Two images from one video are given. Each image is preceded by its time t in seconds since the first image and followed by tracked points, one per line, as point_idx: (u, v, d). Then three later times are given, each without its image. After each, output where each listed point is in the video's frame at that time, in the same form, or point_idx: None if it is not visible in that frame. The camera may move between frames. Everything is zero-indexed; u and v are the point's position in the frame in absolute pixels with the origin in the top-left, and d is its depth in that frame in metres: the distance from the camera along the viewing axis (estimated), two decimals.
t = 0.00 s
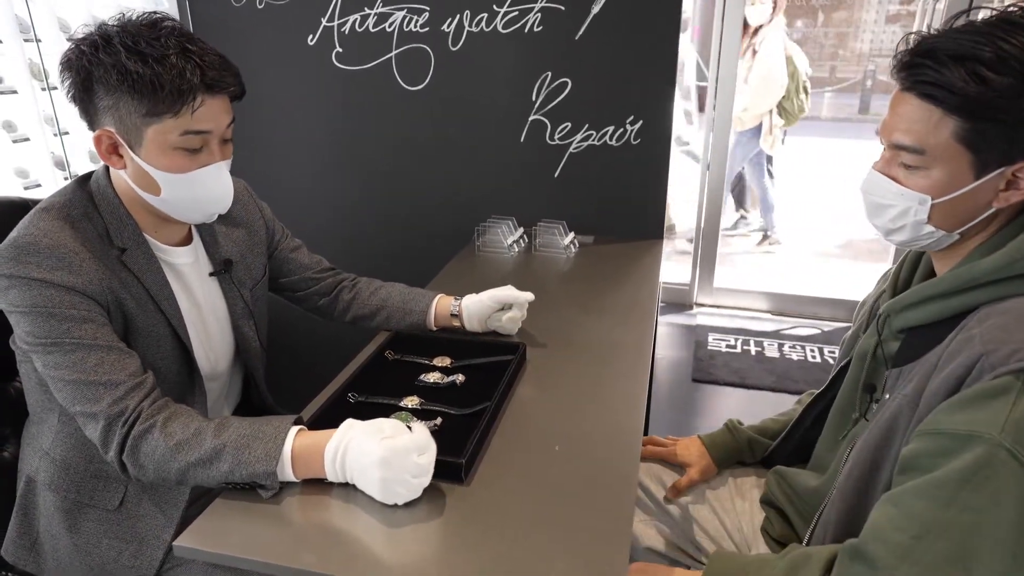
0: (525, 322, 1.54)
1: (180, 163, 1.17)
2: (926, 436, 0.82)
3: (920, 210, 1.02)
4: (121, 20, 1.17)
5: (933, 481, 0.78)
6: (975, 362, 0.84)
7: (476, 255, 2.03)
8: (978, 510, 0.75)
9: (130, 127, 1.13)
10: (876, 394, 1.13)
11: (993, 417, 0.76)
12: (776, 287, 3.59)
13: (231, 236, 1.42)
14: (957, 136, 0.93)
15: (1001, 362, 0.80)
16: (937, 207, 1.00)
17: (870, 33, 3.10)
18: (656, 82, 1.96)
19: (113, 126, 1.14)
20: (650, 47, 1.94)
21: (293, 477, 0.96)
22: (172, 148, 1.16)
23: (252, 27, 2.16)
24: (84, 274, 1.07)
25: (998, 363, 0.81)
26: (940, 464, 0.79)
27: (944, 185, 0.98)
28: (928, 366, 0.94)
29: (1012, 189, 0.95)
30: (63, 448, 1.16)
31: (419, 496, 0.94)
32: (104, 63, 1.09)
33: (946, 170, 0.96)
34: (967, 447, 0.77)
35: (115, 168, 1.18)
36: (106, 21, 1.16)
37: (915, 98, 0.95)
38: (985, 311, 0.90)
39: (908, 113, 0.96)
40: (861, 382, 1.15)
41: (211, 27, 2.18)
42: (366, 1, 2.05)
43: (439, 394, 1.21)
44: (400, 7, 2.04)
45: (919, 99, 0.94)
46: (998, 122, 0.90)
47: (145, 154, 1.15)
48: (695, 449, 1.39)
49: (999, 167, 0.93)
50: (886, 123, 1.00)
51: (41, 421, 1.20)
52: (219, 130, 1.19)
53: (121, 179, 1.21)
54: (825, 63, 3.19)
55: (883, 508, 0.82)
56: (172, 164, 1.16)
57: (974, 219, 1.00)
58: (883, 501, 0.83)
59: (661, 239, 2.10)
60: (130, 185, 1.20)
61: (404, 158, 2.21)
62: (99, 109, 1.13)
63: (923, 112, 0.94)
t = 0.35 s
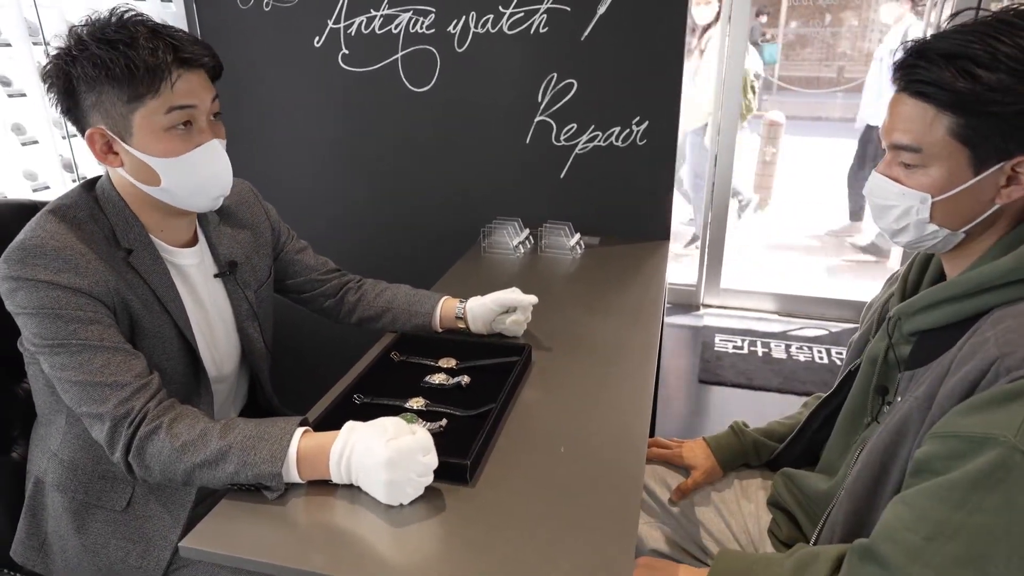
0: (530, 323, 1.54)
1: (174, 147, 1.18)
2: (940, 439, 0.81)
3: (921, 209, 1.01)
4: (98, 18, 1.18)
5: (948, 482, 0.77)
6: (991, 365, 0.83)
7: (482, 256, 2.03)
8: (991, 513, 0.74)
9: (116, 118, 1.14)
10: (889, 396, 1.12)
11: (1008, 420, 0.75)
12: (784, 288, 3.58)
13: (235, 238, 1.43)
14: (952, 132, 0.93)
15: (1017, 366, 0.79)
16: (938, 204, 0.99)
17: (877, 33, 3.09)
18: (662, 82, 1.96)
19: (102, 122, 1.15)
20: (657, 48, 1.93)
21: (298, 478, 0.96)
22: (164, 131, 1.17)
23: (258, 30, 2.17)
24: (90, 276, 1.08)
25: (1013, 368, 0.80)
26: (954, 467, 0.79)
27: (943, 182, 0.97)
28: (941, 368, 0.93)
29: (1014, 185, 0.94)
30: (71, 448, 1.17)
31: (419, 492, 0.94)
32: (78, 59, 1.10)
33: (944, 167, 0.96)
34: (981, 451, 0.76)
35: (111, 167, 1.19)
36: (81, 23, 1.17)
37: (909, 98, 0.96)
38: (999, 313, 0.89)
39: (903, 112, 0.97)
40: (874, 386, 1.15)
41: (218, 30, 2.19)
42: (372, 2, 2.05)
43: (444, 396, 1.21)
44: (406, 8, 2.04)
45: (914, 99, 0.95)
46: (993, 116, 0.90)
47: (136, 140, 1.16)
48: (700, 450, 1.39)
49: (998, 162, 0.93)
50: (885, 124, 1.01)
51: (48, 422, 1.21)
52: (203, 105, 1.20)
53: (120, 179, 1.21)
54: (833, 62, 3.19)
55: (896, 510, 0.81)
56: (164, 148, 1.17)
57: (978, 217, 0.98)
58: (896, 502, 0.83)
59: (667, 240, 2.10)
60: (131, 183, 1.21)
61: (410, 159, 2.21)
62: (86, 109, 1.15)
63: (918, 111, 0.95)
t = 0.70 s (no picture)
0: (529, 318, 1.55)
1: (168, 143, 1.19)
2: (931, 439, 0.81)
3: (903, 214, 1.01)
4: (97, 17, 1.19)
5: (940, 483, 0.77)
6: (980, 365, 0.83)
7: (483, 252, 2.03)
8: (983, 514, 0.75)
9: (110, 115, 1.15)
10: (884, 396, 1.12)
11: (997, 421, 0.75)
12: (786, 284, 3.58)
13: (237, 235, 1.43)
14: (920, 138, 0.93)
15: (1007, 365, 0.79)
16: (918, 208, 1.00)
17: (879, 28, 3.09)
18: (663, 79, 1.96)
19: (98, 120, 1.16)
20: (657, 44, 1.93)
21: (298, 474, 0.97)
22: (157, 129, 1.17)
23: (259, 27, 2.17)
24: (91, 273, 1.09)
25: (1003, 367, 0.79)
26: (946, 467, 0.79)
27: (920, 189, 0.98)
28: (932, 367, 0.93)
29: (990, 183, 0.94)
30: (73, 445, 1.18)
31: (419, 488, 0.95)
32: (74, 58, 1.11)
33: (920, 173, 0.96)
34: (972, 451, 0.76)
35: (108, 165, 1.20)
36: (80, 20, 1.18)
37: (875, 108, 0.96)
38: (991, 312, 0.89)
39: (873, 122, 0.97)
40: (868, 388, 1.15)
41: (219, 27, 2.20)
42: None
43: (443, 392, 1.22)
44: (406, 5, 2.04)
45: (881, 109, 0.95)
46: (957, 121, 0.90)
47: (132, 140, 1.17)
48: (699, 445, 1.39)
49: (971, 163, 0.93)
50: (858, 135, 1.01)
51: (51, 418, 1.21)
52: (197, 104, 1.20)
53: (120, 178, 1.22)
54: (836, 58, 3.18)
55: (891, 512, 0.82)
56: (155, 145, 1.18)
57: (960, 218, 0.98)
58: (890, 503, 0.83)
59: (668, 236, 2.09)
60: (129, 180, 1.22)
61: (411, 156, 2.21)
62: (83, 108, 1.16)
63: (886, 120, 0.95)
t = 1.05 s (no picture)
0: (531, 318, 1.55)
1: (168, 144, 1.19)
2: (913, 450, 0.82)
3: (866, 229, 1.03)
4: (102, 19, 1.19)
5: (926, 493, 0.78)
6: (956, 373, 0.83)
7: (487, 252, 2.03)
8: (967, 522, 0.76)
9: (112, 117, 1.16)
10: (874, 404, 1.13)
11: (974, 429, 0.76)
12: (792, 284, 3.57)
13: (239, 236, 1.44)
14: (868, 156, 0.96)
15: (982, 372, 0.79)
16: (879, 223, 1.01)
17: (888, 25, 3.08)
18: (667, 78, 1.95)
19: (99, 121, 1.17)
20: (660, 44, 1.93)
21: (300, 473, 0.98)
22: (156, 130, 1.18)
23: (263, 28, 2.18)
24: (94, 274, 1.09)
25: (979, 373, 0.80)
26: (929, 477, 0.80)
27: (876, 205, 1.00)
28: (913, 376, 0.93)
29: (943, 192, 0.95)
30: (77, 444, 1.18)
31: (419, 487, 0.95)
32: (77, 60, 1.12)
33: (873, 189, 0.99)
34: (953, 461, 0.77)
35: (110, 166, 1.22)
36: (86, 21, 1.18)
37: (822, 132, 1.00)
38: (965, 319, 0.89)
39: (823, 146, 1.00)
40: (856, 397, 1.15)
41: (224, 28, 2.21)
42: None
43: (445, 391, 1.22)
44: (410, 6, 2.04)
45: (828, 133, 0.99)
46: (897, 138, 0.93)
47: (132, 141, 1.18)
48: (699, 445, 1.39)
49: (920, 175, 0.94)
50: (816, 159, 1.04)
51: (55, 418, 1.22)
52: (198, 106, 1.20)
53: (123, 180, 1.23)
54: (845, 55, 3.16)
55: (881, 526, 0.83)
56: (154, 146, 1.18)
57: (922, 226, 1.00)
58: (879, 516, 0.84)
59: (672, 236, 2.09)
60: (131, 183, 1.23)
61: (414, 156, 2.22)
62: (87, 109, 1.17)
63: (834, 143, 0.98)
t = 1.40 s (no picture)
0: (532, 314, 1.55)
1: (201, 168, 1.19)
2: (908, 444, 0.82)
3: (862, 218, 1.03)
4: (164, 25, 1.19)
5: (921, 486, 0.79)
6: (950, 368, 0.83)
7: (489, 249, 2.03)
8: (961, 516, 0.76)
9: (154, 129, 1.15)
10: (870, 399, 1.15)
11: (968, 423, 0.77)
12: (795, 281, 3.57)
13: (247, 233, 1.45)
14: (869, 143, 0.96)
15: (976, 365, 0.80)
16: (876, 211, 1.02)
17: (892, 22, 3.08)
18: (669, 74, 1.95)
19: (138, 126, 1.16)
20: (662, 39, 1.93)
21: (301, 467, 0.98)
22: (195, 153, 1.18)
23: (265, 24, 2.18)
24: (98, 270, 1.10)
25: (973, 367, 0.80)
26: (923, 471, 0.80)
27: (875, 193, 1.00)
28: (910, 371, 0.94)
29: (941, 183, 0.95)
30: (80, 439, 1.19)
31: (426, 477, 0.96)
32: (136, 68, 1.11)
33: (872, 177, 0.99)
34: (947, 455, 0.78)
35: (136, 167, 1.21)
36: (143, 24, 1.18)
37: (824, 117, 1.00)
38: (956, 316, 0.90)
39: (826, 132, 1.00)
40: (852, 391, 1.16)
41: (226, 25, 2.21)
42: None
43: (445, 387, 1.22)
44: (411, 2, 2.05)
45: (831, 118, 0.99)
46: (899, 126, 0.93)
47: (168, 157, 1.18)
48: (699, 439, 1.39)
49: (919, 164, 0.95)
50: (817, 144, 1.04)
51: (58, 413, 1.23)
52: (241, 139, 1.21)
53: (139, 179, 1.23)
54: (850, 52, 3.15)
55: (877, 521, 0.83)
56: (187, 165, 1.19)
57: (918, 217, 1.00)
58: (874, 510, 0.85)
59: (674, 232, 2.09)
60: (150, 187, 1.23)
61: (416, 153, 2.22)
62: (126, 111, 1.16)
63: (836, 129, 0.99)
